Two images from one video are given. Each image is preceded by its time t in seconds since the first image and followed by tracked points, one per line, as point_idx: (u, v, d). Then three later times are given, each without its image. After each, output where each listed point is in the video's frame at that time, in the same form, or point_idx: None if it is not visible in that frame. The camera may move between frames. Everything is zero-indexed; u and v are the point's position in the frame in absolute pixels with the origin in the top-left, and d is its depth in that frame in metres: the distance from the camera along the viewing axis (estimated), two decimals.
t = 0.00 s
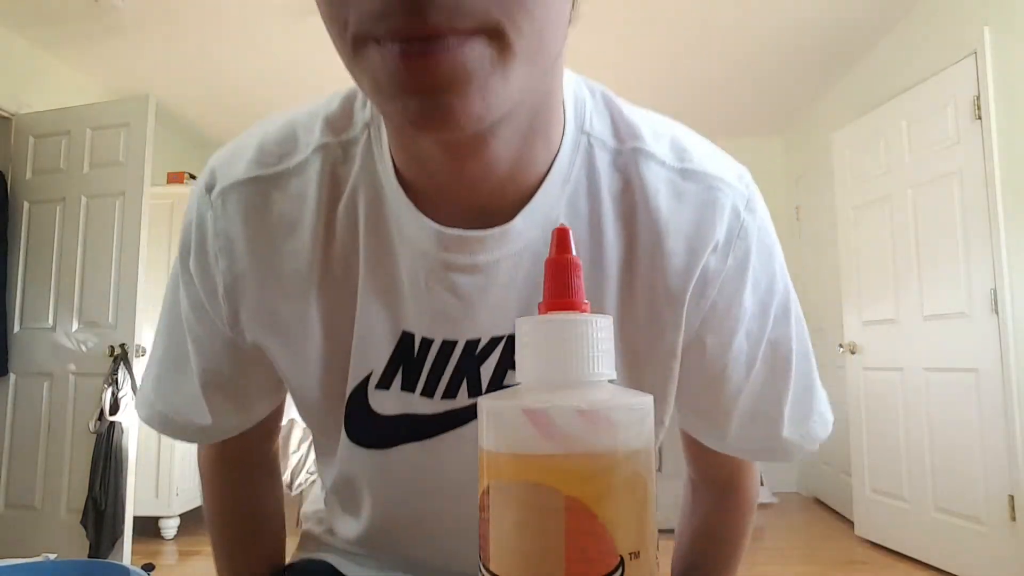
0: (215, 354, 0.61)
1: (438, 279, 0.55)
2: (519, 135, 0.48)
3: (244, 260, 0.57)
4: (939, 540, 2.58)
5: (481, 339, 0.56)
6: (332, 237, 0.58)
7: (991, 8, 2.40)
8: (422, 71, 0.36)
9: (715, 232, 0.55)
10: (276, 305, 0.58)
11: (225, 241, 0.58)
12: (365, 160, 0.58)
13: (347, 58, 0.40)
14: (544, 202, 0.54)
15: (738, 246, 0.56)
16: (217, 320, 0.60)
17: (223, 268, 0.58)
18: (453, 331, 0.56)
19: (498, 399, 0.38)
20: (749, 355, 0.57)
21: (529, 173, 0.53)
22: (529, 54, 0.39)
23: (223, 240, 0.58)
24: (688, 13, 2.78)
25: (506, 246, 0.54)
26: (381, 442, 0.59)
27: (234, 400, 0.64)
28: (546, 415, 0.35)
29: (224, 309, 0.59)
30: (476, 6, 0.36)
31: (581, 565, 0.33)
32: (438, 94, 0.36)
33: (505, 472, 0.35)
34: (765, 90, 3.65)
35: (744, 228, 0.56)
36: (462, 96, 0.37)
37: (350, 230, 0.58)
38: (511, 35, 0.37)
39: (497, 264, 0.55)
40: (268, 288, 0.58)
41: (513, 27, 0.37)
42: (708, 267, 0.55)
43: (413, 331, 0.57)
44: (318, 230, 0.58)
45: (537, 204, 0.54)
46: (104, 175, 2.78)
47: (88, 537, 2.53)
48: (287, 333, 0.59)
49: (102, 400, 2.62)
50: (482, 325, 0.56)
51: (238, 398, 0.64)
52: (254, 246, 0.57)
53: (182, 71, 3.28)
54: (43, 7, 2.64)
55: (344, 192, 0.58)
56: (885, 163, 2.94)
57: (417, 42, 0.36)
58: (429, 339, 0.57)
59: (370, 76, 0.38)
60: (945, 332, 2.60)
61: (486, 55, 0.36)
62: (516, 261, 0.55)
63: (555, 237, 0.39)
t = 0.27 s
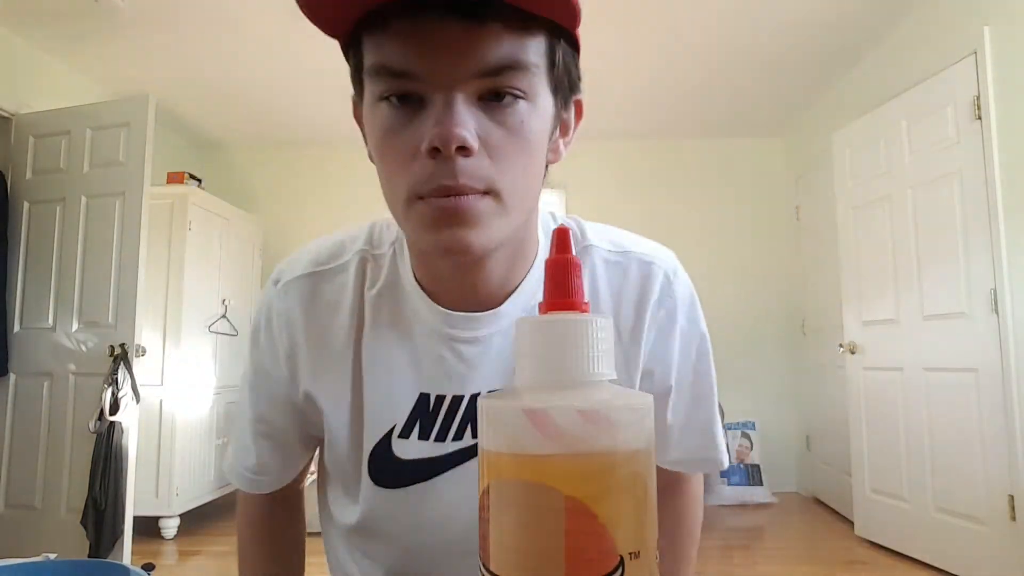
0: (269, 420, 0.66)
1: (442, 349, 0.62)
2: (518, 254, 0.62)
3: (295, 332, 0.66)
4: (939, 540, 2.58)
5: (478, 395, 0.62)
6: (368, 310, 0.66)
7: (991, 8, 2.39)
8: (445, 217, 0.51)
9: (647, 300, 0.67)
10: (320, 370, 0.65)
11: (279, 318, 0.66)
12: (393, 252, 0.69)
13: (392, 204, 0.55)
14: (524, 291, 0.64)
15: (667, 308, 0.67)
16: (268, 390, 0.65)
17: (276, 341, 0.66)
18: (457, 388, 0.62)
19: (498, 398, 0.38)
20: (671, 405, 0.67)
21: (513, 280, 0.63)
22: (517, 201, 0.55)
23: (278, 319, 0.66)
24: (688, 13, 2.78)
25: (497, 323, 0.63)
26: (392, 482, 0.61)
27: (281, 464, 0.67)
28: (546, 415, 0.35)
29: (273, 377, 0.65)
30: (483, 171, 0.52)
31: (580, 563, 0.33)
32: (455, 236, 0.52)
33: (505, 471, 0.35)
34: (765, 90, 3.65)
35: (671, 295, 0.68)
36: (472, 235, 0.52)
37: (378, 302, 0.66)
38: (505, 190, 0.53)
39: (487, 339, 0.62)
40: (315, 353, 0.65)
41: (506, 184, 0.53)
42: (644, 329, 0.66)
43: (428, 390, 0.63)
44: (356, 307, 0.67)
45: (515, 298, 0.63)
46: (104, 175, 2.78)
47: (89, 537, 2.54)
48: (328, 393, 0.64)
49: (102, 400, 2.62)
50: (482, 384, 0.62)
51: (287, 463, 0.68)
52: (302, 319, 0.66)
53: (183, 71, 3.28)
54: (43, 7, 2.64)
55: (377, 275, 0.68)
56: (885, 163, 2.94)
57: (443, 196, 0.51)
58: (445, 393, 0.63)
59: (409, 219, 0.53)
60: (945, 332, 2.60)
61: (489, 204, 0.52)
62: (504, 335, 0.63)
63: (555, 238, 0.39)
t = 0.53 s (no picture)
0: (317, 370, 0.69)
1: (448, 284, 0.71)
2: (514, 207, 0.72)
3: (339, 285, 0.71)
4: (939, 540, 2.58)
5: (485, 313, 0.70)
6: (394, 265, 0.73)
7: (992, 8, 2.39)
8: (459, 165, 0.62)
9: (606, 256, 0.72)
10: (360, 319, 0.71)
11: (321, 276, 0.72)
12: (410, 228, 0.77)
13: (418, 155, 0.65)
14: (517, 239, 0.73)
15: (631, 268, 0.71)
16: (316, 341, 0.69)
17: (321, 294, 0.70)
18: (466, 308, 0.70)
19: (499, 398, 0.38)
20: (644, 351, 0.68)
21: (509, 230, 0.73)
22: (516, 158, 0.66)
23: (324, 276, 0.72)
24: (688, 13, 2.78)
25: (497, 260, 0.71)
26: (411, 388, 0.67)
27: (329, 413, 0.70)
28: (545, 416, 0.35)
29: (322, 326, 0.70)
30: (490, 130, 0.62)
31: (581, 566, 0.33)
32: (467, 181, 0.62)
33: (504, 472, 0.35)
34: (765, 90, 3.65)
35: (633, 257, 0.73)
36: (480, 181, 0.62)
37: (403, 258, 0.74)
38: (507, 147, 0.64)
39: (487, 274, 0.71)
40: (356, 303, 0.71)
41: (509, 142, 0.64)
42: (605, 280, 0.70)
43: (443, 313, 0.70)
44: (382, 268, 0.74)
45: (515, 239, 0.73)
46: (104, 174, 2.78)
47: (89, 537, 2.54)
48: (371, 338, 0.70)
49: (102, 400, 2.61)
50: (488, 305, 0.70)
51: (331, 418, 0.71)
52: (345, 272, 0.72)
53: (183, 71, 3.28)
54: (43, 7, 2.65)
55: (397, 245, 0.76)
56: (885, 163, 2.94)
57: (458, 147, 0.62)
58: (456, 315, 0.70)
59: (432, 167, 0.64)
60: (944, 331, 2.60)
61: (494, 157, 0.63)
62: (503, 272, 0.71)
63: (556, 237, 0.39)
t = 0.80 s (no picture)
0: (322, 368, 0.70)
1: (445, 280, 0.71)
2: (510, 210, 0.72)
3: (341, 285, 0.72)
4: (939, 539, 2.58)
5: (483, 306, 0.69)
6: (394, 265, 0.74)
7: (991, 8, 2.39)
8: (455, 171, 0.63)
9: (601, 252, 0.72)
10: (361, 316, 0.71)
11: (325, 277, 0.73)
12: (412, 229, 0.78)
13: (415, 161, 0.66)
14: (514, 236, 0.73)
15: (627, 264, 0.71)
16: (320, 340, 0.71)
17: (326, 295, 0.72)
18: (463, 303, 0.70)
19: (499, 398, 0.38)
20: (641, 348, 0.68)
21: (506, 227, 0.73)
22: (510, 164, 0.67)
23: (328, 278, 0.73)
24: (688, 13, 2.78)
25: (495, 256, 0.71)
26: (412, 380, 0.66)
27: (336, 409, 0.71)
28: (545, 415, 0.35)
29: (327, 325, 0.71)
30: (486, 136, 0.63)
31: (580, 564, 0.33)
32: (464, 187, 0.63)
33: (504, 472, 0.35)
34: (765, 90, 3.65)
35: (629, 253, 0.72)
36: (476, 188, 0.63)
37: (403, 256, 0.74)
38: (503, 152, 0.65)
39: (484, 270, 0.71)
40: (357, 301, 0.71)
41: (504, 148, 0.65)
42: (601, 274, 0.70)
43: (440, 309, 0.70)
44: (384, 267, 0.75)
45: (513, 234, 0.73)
46: (104, 174, 2.78)
47: (89, 537, 2.54)
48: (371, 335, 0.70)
49: (102, 400, 2.61)
50: (487, 299, 0.70)
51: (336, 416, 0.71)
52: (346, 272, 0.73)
53: (183, 71, 3.28)
54: (44, 6, 2.64)
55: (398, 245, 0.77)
56: (885, 163, 2.94)
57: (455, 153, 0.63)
58: (454, 309, 0.69)
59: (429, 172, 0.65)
60: (944, 331, 2.60)
61: (490, 162, 0.64)
62: (501, 268, 0.71)
63: (556, 237, 0.39)
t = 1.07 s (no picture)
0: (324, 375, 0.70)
1: (451, 294, 0.71)
2: (515, 223, 0.72)
3: (344, 291, 0.72)
4: (940, 540, 2.58)
5: (489, 321, 0.70)
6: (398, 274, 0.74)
7: (991, 8, 2.39)
8: (460, 183, 0.62)
9: (606, 264, 0.72)
10: (364, 326, 0.71)
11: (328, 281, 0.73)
12: (414, 237, 0.78)
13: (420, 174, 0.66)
14: (518, 248, 0.73)
15: (631, 275, 0.72)
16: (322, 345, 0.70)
17: (329, 300, 0.72)
18: (469, 316, 0.70)
19: (499, 398, 0.38)
20: (644, 361, 0.68)
21: (509, 240, 0.73)
22: (517, 176, 0.66)
23: (331, 283, 0.73)
24: (688, 13, 2.78)
25: (500, 268, 0.71)
26: (420, 395, 0.67)
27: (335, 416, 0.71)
28: (546, 416, 0.35)
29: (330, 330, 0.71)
30: (492, 148, 0.62)
31: (580, 565, 0.33)
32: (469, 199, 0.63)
33: (504, 472, 0.35)
34: (765, 90, 3.65)
35: (634, 263, 0.73)
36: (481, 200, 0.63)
37: (407, 267, 0.74)
38: (510, 166, 0.64)
39: (489, 282, 0.71)
40: (361, 310, 0.72)
41: (511, 161, 0.64)
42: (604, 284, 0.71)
43: (446, 322, 0.71)
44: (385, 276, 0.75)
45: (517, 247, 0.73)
46: (105, 174, 2.78)
47: (89, 537, 2.54)
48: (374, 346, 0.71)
49: (102, 400, 2.61)
50: (492, 313, 0.70)
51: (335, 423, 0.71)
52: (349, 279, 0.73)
53: (183, 71, 3.28)
54: (44, 7, 2.64)
55: (401, 251, 0.77)
56: (884, 163, 2.94)
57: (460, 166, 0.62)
58: (460, 322, 0.70)
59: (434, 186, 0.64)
60: (945, 331, 2.60)
61: (497, 175, 0.63)
62: (505, 280, 0.72)
63: (556, 237, 0.39)
